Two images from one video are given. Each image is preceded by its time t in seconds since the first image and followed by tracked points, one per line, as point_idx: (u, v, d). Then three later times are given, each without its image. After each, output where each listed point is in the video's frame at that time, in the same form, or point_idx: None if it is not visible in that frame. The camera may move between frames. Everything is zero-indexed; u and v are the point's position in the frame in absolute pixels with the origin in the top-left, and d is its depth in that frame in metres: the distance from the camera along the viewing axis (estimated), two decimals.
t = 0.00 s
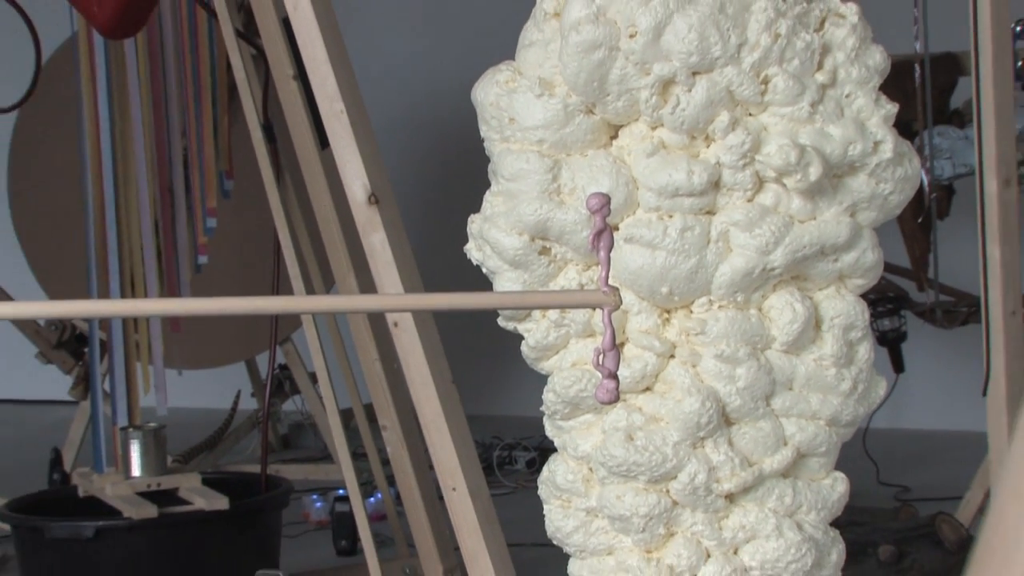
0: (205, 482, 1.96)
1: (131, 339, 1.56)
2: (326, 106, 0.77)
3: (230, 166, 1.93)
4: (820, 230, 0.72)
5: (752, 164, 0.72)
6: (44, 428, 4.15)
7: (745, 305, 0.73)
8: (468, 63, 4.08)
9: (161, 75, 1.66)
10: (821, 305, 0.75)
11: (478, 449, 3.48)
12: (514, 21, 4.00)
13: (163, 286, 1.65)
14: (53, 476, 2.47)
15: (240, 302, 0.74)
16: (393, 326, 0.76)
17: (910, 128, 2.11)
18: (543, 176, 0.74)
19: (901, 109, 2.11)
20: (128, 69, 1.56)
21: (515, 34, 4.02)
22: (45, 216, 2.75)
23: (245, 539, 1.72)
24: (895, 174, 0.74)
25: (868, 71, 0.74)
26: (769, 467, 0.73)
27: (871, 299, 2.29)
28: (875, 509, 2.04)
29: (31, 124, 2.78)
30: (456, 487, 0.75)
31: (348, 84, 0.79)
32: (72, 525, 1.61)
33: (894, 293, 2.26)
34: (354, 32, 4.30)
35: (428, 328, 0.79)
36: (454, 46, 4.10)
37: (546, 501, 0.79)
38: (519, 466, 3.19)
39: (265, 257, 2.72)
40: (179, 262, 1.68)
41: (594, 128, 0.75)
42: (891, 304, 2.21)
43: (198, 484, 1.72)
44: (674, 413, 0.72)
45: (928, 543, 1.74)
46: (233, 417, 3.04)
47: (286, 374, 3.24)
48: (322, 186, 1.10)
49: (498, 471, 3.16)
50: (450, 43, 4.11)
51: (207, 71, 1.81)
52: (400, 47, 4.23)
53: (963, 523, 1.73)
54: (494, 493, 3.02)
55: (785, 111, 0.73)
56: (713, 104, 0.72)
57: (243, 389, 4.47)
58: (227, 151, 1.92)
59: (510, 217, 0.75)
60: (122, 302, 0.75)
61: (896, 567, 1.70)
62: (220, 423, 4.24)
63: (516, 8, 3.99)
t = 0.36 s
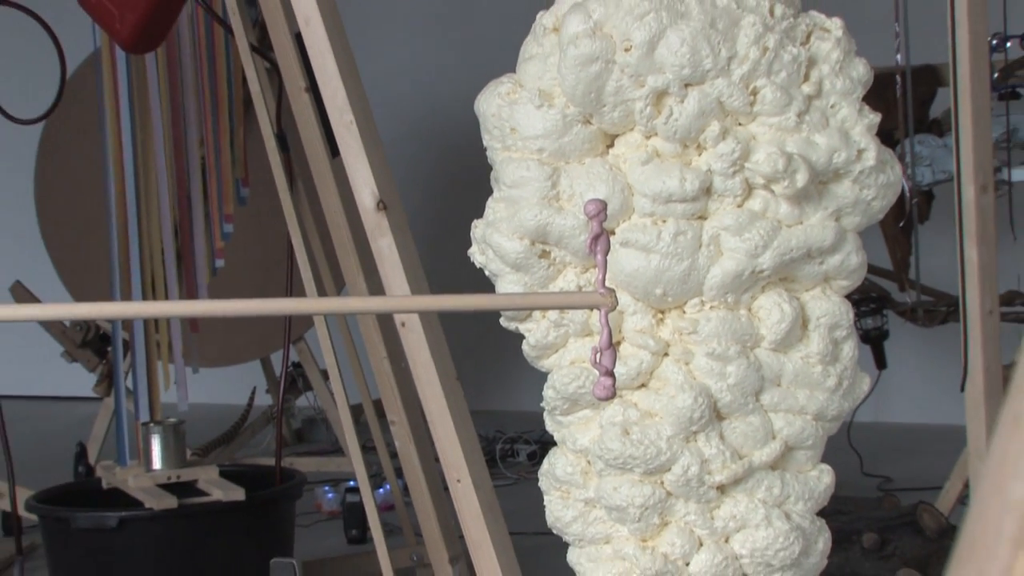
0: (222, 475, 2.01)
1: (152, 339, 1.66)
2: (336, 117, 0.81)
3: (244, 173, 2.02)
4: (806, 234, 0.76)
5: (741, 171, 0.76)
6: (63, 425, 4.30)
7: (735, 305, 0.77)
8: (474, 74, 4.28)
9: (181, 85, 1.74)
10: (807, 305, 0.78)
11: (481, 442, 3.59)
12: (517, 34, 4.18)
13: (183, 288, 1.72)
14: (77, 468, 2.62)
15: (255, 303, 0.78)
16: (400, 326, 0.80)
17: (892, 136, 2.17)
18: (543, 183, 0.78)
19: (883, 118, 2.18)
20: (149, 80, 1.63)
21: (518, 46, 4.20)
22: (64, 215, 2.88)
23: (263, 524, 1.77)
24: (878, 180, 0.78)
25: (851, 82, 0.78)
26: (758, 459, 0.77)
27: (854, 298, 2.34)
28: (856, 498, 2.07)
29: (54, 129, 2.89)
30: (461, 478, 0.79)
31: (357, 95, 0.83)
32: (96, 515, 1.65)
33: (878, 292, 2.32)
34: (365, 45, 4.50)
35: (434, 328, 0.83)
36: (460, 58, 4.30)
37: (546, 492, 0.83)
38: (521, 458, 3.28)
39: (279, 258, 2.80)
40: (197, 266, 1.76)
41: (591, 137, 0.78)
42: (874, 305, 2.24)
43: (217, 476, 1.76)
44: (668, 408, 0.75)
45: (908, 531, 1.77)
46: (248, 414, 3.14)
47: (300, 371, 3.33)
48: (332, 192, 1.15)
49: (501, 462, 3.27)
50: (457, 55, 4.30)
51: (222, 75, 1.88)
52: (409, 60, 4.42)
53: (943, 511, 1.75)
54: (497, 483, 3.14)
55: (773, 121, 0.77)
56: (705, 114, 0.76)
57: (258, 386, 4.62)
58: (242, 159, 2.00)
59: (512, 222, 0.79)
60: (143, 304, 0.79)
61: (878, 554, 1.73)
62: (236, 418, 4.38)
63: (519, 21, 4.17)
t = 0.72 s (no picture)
0: (235, 469, 2.08)
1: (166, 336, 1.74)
2: (345, 122, 0.83)
3: (257, 176, 2.09)
4: (800, 236, 0.78)
5: (738, 175, 0.78)
6: (73, 422, 4.37)
7: (732, 304, 0.79)
8: (477, 76, 4.35)
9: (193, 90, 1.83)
10: (802, 305, 0.81)
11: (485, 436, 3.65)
12: (519, 36, 4.24)
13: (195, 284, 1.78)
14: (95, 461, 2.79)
15: (266, 302, 0.80)
16: (407, 325, 0.82)
17: (884, 141, 2.20)
18: (546, 186, 0.80)
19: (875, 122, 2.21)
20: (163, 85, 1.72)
21: (521, 49, 4.27)
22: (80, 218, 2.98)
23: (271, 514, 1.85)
24: (870, 184, 0.80)
25: (845, 89, 0.80)
26: (755, 454, 0.79)
27: (845, 297, 2.40)
28: (851, 492, 2.09)
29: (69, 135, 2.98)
30: (465, 472, 0.81)
31: (366, 101, 0.85)
32: (112, 508, 1.72)
33: (869, 292, 2.35)
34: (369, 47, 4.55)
35: (439, 327, 0.85)
36: (463, 60, 4.35)
37: (549, 486, 0.85)
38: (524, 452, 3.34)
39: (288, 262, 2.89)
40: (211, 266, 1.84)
41: (592, 141, 0.81)
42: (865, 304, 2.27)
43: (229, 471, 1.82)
44: (666, 404, 0.78)
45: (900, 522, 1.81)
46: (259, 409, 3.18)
47: (309, 367, 3.40)
48: (340, 194, 1.18)
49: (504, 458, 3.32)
50: (460, 57, 4.36)
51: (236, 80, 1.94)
52: (413, 61, 4.47)
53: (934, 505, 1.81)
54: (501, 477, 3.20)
55: (768, 126, 0.79)
56: (702, 119, 0.78)
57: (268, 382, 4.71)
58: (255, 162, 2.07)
59: (515, 224, 0.82)
60: (157, 303, 0.81)
61: (870, 546, 1.76)
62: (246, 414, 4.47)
63: (521, 25, 4.24)
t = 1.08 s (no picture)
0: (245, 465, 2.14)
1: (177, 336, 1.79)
2: (354, 126, 0.85)
3: (266, 179, 2.18)
4: (800, 239, 0.80)
5: (739, 179, 0.80)
6: (84, 420, 4.43)
7: (732, 306, 0.81)
8: (483, 80, 4.42)
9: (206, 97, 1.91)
10: (801, 307, 0.82)
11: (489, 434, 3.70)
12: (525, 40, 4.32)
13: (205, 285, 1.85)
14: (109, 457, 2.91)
15: (276, 301, 0.82)
16: (414, 325, 0.84)
17: (881, 147, 2.24)
18: (551, 189, 0.82)
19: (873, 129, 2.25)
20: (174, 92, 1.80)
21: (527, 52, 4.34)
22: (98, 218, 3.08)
23: (279, 511, 1.90)
24: (868, 189, 0.82)
25: (844, 95, 0.82)
26: (754, 452, 0.81)
27: (844, 300, 2.44)
28: (846, 489, 2.10)
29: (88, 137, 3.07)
30: (470, 469, 0.83)
31: (374, 105, 0.87)
32: (124, 504, 1.78)
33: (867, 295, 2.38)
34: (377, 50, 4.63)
35: (445, 327, 0.87)
36: (469, 63, 4.43)
37: (552, 484, 0.87)
38: (527, 450, 3.38)
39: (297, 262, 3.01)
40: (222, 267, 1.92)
41: (596, 146, 0.83)
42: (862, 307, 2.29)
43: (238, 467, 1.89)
44: (668, 403, 0.79)
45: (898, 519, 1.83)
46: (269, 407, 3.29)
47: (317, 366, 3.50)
48: (349, 197, 1.20)
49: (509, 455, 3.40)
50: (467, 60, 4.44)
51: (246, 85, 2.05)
52: (420, 65, 4.55)
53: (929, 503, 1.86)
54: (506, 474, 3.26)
55: (769, 131, 0.81)
56: (704, 124, 0.80)
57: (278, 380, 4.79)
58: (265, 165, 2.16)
59: (520, 227, 0.83)
60: (168, 303, 0.83)
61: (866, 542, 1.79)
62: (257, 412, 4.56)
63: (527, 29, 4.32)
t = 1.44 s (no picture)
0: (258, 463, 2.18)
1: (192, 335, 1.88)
2: (366, 133, 0.87)
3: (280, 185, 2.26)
4: (800, 242, 0.82)
5: (741, 184, 0.82)
6: (100, 419, 4.49)
7: (735, 308, 0.83)
8: (494, 88, 4.53)
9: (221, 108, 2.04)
10: (802, 309, 0.84)
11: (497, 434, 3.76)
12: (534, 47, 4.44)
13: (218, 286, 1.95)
14: (126, 455, 2.92)
15: (290, 303, 0.84)
16: (423, 326, 0.86)
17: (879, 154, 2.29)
18: (558, 195, 0.84)
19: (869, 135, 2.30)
20: (191, 102, 1.90)
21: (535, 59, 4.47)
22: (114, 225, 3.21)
23: (292, 509, 1.94)
24: (867, 194, 0.84)
25: (843, 103, 0.84)
26: (755, 451, 0.83)
27: (843, 302, 2.48)
28: (846, 487, 2.13)
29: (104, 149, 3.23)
30: (479, 467, 0.85)
31: (385, 112, 0.89)
32: (141, 500, 1.83)
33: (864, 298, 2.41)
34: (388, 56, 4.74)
35: (454, 328, 0.89)
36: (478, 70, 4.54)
37: (559, 481, 0.89)
38: (534, 449, 3.43)
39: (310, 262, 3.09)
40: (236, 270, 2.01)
41: (601, 152, 0.85)
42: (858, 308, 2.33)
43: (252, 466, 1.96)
44: (672, 403, 0.81)
45: (896, 517, 1.85)
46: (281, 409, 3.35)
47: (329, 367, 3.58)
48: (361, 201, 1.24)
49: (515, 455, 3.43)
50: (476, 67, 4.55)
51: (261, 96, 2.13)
52: (430, 73, 4.66)
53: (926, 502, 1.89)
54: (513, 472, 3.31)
55: (770, 138, 0.83)
56: (706, 131, 0.82)
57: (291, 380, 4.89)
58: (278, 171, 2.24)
59: (527, 231, 0.86)
60: (184, 304, 0.85)
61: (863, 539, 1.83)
62: (271, 411, 4.65)
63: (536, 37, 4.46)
